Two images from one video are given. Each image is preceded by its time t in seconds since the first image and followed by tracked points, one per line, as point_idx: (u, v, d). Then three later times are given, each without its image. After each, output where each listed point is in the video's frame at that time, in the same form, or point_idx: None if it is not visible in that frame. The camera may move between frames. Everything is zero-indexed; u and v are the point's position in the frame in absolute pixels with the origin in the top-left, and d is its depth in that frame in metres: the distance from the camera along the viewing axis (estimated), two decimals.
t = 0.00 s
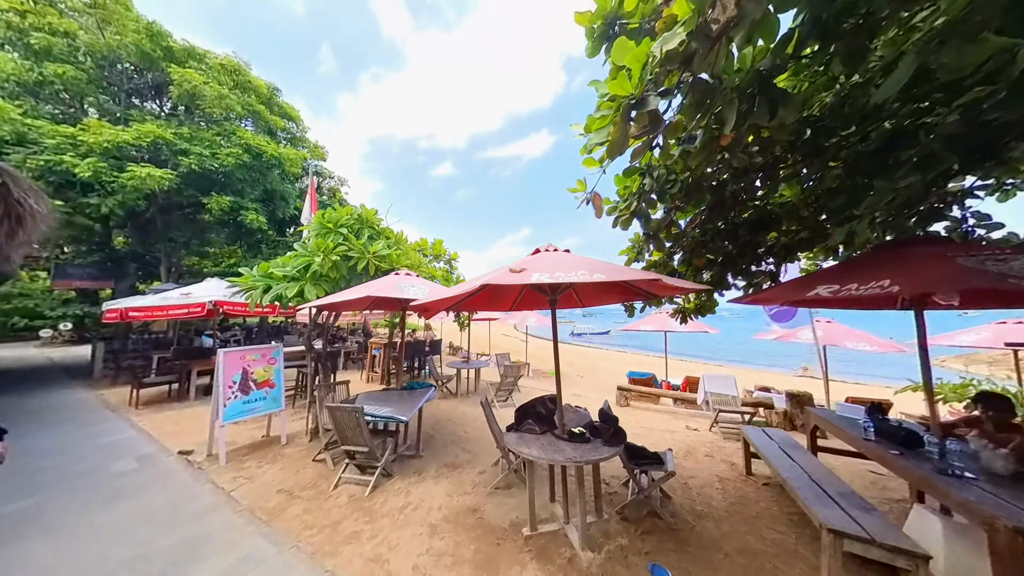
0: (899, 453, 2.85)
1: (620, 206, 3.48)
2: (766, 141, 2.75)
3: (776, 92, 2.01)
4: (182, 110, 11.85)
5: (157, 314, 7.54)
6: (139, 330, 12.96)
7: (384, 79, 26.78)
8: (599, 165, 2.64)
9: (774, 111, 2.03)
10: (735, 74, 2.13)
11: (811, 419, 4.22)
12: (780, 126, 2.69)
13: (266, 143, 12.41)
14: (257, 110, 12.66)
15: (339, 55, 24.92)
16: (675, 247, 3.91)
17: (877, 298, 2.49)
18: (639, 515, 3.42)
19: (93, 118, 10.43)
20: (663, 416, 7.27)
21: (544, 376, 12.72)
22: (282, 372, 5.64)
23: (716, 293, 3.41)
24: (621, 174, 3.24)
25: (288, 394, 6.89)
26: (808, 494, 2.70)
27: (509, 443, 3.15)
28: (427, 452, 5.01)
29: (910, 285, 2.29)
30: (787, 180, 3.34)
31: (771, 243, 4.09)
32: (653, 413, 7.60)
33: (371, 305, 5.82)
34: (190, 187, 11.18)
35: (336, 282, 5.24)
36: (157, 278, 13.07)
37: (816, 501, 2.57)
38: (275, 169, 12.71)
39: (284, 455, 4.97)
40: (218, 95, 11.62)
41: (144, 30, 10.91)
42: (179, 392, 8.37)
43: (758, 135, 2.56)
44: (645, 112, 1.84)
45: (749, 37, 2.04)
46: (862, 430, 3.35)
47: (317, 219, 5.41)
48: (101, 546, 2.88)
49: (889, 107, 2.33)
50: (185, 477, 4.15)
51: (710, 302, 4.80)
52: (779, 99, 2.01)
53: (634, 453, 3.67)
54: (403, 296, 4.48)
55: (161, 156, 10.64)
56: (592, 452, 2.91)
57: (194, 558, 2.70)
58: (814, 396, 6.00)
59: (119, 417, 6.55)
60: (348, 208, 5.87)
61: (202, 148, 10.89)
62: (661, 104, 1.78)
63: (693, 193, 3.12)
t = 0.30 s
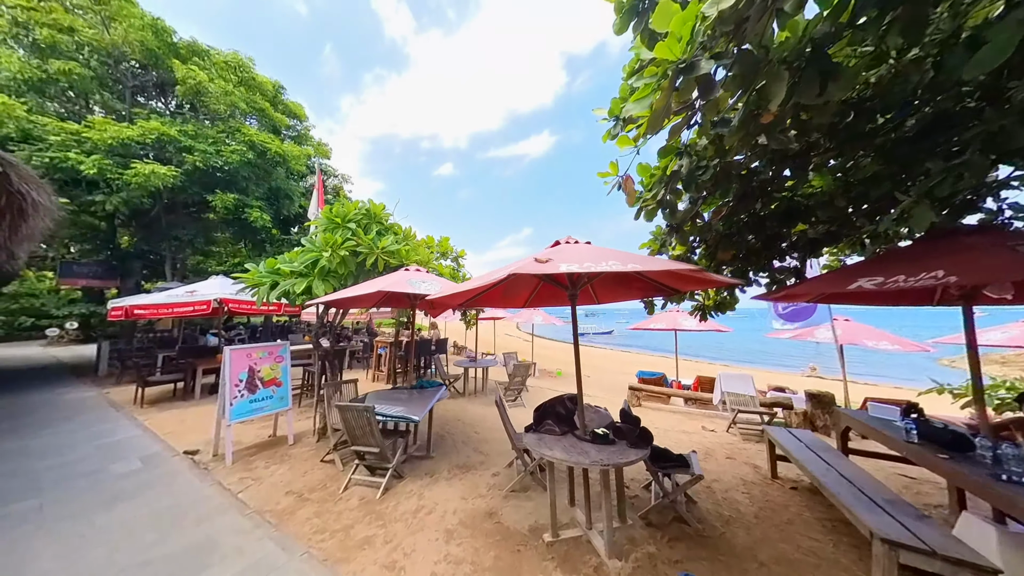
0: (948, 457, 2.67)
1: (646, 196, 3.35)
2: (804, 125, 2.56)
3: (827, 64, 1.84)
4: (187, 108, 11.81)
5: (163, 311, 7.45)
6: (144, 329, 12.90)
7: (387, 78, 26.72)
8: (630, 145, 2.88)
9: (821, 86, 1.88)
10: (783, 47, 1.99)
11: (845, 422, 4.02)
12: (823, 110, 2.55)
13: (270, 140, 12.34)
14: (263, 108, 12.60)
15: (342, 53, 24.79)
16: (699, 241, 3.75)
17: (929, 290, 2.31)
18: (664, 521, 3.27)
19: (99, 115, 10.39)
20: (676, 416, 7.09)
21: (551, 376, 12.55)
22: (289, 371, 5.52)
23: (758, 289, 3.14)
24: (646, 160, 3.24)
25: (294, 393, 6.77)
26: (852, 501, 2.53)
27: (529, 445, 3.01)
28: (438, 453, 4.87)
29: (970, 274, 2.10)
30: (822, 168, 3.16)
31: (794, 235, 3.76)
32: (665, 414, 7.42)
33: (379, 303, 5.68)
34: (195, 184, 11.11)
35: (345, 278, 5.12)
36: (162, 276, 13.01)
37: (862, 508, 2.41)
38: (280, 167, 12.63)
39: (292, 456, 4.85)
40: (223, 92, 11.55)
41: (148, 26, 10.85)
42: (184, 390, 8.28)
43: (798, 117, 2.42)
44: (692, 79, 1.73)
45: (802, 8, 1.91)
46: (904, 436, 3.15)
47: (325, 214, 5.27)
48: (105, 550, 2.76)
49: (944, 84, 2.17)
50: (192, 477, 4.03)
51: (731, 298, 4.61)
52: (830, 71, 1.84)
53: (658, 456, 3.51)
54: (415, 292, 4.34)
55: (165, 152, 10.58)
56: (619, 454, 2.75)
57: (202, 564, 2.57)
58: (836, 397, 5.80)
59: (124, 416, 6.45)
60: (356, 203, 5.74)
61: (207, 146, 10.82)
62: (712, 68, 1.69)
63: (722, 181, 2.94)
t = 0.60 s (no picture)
0: (990, 465, 2.56)
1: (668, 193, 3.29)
2: (841, 121, 2.46)
3: (873, 55, 1.76)
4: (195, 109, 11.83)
5: (173, 312, 7.45)
6: (152, 329, 12.94)
7: (390, 78, 26.74)
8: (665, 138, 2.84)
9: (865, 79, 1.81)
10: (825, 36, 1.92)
11: (870, 426, 3.93)
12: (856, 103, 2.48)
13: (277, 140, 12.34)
14: (269, 108, 12.60)
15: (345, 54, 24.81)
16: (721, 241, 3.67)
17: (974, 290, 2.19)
18: (688, 528, 3.19)
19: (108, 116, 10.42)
20: (689, 418, 6.99)
21: (559, 377, 12.47)
22: (300, 372, 5.49)
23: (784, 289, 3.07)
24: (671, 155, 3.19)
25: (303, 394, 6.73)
26: (895, 512, 2.43)
27: (551, 450, 2.94)
28: (451, 456, 4.81)
29: (1020, 275, 1.99)
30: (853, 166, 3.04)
31: (816, 234, 3.60)
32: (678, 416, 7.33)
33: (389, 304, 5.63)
34: (202, 185, 11.12)
35: (357, 278, 5.07)
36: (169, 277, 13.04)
37: (904, 518, 2.32)
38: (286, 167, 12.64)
39: (304, 458, 4.80)
40: (230, 92, 11.57)
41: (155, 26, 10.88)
42: (193, 391, 8.27)
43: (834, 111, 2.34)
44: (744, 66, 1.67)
45: None
46: (937, 442, 3.06)
47: (336, 213, 5.21)
48: (122, 555, 2.72)
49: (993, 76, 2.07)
50: (206, 480, 4.00)
51: (747, 301, 4.50)
52: (876, 63, 1.77)
53: (680, 461, 3.43)
54: (430, 292, 4.28)
55: (173, 153, 10.60)
56: (646, 460, 2.68)
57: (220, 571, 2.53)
58: (854, 400, 5.69)
59: (135, 416, 6.44)
60: (367, 203, 5.69)
61: (214, 146, 10.84)
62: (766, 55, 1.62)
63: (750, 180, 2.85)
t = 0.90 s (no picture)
0: None
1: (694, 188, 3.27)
2: (885, 112, 2.39)
3: (926, 42, 1.74)
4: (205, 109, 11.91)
5: (186, 311, 7.47)
6: (162, 329, 13.01)
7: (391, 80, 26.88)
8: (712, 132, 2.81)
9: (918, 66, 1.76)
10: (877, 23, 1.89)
11: (901, 427, 3.85)
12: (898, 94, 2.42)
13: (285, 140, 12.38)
14: (277, 108, 12.66)
15: (347, 56, 24.97)
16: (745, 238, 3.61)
17: None
18: (717, 529, 3.13)
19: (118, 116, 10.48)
20: (704, 418, 6.92)
21: (567, 377, 12.42)
22: (314, 371, 5.48)
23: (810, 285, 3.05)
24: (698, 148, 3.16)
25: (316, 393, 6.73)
26: (937, 512, 2.37)
27: (579, 449, 2.90)
28: (469, 455, 4.78)
29: None
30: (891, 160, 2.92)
31: (841, 230, 3.51)
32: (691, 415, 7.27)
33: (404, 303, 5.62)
34: (212, 185, 11.15)
35: (373, 277, 5.05)
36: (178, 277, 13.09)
37: (950, 519, 2.26)
38: (295, 167, 12.70)
39: (320, 457, 4.78)
40: (239, 92, 11.62)
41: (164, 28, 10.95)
42: (205, 390, 8.29)
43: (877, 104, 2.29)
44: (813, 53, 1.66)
45: None
46: (974, 442, 2.98)
47: (351, 212, 5.20)
48: (150, 554, 2.70)
49: None
50: (227, 479, 3.99)
51: (767, 300, 4.40)
52: (929, 50, 1.73)
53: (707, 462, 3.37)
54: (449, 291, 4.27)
55: (183, 153, 10.65)
56: (679, 460, 2.62)
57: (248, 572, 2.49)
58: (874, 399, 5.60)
59: (149, 416, 6.46)
60: (381, 201, 5.67)
61: (224, 146, 10.90)
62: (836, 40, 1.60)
63: (781, 175, 2.80)
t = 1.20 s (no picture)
0: None
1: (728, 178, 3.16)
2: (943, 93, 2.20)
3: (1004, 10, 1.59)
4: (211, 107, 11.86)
5: (193, 310, 7.39)
6: (169, 329, 12.98)
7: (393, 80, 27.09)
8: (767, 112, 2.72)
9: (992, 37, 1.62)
10: None
11: (942, 430, 3.66)
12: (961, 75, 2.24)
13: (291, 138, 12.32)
14: (283, 106, 12.60)
15: (349, 57, 25.11)
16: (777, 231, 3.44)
17: None
18: (752, 536, 2.98)
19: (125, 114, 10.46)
20: (721, 420, 6.75)
21: (575, 378, 12.26)
22: (325, 370, 5.37)
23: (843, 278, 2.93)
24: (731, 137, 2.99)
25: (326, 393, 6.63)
26: (998, 520, 2.21)
27: (608, 451, 2.77)
28: (484, 457, 4.65)
29: None
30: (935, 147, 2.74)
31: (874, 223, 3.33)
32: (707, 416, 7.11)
33: (416, 301, 5.50)
34: (218, 184, 11.08)
35: (385, 274, 4.93)
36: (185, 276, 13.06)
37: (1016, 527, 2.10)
38: (300, 165, 12.64)
39: (332, 458, 4.66)
40: (245, 90, 11.57)
41: (169, 25, 10.92)
42: (213, 390, 8.22)
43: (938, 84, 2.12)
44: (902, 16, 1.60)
45: None
46: None
47: (363, 208, 5.08)
48: (162, 560, 2.59)
49: None
50: (239, 480, 3.90)
51: (794, 299, 4.22)
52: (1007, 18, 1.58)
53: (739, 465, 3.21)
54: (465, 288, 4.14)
55: (190, 151, 10.59)
56: (716, 462, 2.48)
57: None
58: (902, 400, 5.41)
59: (158, 415, 6.38)
60: (392, 196, 5.55)
61: (230, 144, 10.85)
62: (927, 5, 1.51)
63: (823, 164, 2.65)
